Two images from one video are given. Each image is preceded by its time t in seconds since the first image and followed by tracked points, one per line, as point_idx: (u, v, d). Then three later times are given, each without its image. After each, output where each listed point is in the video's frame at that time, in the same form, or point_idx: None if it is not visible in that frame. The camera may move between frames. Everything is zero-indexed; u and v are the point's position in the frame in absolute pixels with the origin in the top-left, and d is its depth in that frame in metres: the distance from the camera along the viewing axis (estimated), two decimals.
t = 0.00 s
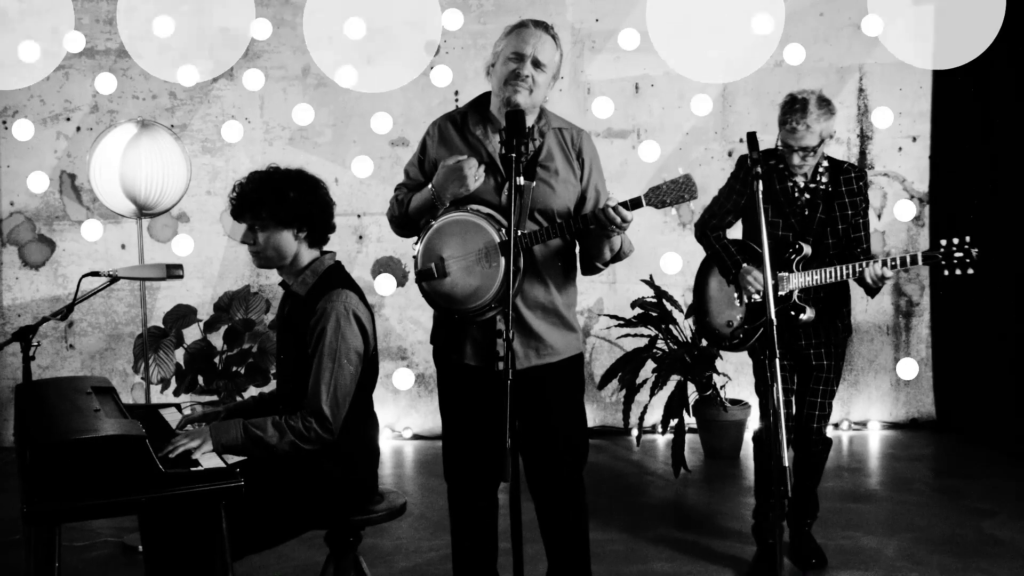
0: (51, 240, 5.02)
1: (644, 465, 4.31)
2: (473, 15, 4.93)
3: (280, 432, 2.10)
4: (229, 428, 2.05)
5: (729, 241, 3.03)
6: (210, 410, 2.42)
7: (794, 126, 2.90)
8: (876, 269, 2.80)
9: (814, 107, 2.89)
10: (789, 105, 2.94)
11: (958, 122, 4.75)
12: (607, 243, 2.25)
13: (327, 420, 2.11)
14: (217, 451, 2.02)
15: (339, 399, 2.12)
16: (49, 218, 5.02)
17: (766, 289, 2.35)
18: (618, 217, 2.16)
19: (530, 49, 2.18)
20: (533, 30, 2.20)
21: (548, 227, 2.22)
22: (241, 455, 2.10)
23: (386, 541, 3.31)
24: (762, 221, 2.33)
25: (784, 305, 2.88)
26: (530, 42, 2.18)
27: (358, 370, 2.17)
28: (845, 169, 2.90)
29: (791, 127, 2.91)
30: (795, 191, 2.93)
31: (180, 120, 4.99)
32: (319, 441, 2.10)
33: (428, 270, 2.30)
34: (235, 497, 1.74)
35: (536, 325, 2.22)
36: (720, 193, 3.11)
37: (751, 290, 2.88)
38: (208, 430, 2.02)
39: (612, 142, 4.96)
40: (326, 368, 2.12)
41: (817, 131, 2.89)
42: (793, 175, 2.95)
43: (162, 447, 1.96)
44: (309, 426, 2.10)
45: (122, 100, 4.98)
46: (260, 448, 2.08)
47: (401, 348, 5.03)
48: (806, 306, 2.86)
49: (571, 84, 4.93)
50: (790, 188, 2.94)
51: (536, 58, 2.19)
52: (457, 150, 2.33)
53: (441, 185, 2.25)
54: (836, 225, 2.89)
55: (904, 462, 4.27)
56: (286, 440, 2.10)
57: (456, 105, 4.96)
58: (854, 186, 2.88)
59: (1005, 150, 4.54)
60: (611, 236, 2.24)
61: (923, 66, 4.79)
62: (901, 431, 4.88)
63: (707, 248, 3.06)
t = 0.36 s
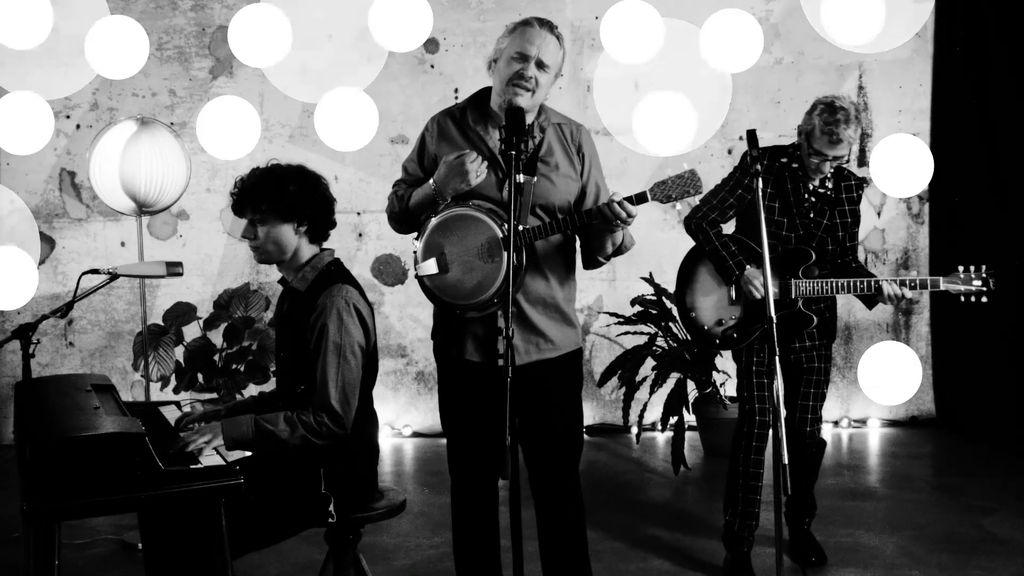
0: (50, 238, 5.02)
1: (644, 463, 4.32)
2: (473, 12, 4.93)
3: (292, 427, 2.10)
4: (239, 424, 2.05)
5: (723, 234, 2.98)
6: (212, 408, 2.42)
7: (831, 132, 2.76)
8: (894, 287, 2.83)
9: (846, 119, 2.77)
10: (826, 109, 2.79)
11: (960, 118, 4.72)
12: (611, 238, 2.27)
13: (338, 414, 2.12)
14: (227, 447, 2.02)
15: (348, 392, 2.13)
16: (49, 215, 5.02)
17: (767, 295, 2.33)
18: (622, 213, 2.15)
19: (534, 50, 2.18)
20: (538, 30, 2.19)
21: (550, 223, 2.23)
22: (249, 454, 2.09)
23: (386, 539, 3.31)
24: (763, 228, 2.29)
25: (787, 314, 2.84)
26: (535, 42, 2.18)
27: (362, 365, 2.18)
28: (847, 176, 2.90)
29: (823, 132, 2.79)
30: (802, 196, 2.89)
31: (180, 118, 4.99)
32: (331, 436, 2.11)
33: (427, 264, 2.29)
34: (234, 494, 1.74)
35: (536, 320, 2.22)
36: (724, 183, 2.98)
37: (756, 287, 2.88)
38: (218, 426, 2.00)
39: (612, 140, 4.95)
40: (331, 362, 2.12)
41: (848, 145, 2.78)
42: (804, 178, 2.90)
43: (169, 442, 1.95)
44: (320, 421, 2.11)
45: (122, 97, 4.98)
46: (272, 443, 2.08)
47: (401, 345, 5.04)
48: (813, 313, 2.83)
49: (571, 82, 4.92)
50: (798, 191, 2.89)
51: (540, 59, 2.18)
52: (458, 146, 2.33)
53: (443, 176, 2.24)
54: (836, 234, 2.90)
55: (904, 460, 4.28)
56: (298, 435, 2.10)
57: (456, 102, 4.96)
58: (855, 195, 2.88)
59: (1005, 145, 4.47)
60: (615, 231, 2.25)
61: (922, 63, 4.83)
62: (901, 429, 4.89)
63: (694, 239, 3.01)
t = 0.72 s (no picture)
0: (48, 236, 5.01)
1: (641, 461, 4.32)
2: (471, 11, 4.92)
3: (292, 424, 2.11)
4: (240, 424, 2.05)
5: (712, 228, 2.95)
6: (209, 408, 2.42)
7: (840, 136, 2.76)
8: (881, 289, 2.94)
9: (849, 120, 2.75)
10: (836, 112, 2.76)
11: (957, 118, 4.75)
12: (612, 236, 2.27)
13: (338, 408, 2.12)
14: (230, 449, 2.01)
15: (347, 386, 2.13)
16: (46, 214, 5.01)
17: (766, 297, 2.38)
18: (627, 210, 2.15)
19: (535, 61, 2.17)
20: (540, 39, 2.19)
21: (551, 223, 2.24)
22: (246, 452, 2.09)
23: (383, 537, 3.31)
24: (762, 236, 2.36)
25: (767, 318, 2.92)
26: (536, 53, 2.18)
27: (357, 359, 2.18)
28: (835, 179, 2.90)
29: (829, 135, 2.78)
30: (792, 191, 2.89)
31: (177, 116, 4.98)
32: (332, 430, 2.12)
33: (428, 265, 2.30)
34: (229, 493, 1.75)
35: (538, 320, 2.22)
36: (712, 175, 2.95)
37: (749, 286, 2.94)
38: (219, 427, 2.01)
39: (609, 138, 4.95)
40: (327, 356, 2.13)
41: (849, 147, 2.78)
42: (794, 172, 2.90)
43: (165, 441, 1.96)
44: (320, 415, 2.11)
45: (119, 96, 4.98)
46: (273, 441, 2.09)
47: (398, 343, 5.04)
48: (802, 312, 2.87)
49: (568, 81, 4.91)
50: (788, 185, 2.89)
51: (540, 70, 2.19)
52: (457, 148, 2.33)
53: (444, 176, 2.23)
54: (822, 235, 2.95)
55: (901, 458, 4.29)
56: (299, 432, 2.11)
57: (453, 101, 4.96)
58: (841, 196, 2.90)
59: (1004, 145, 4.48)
60: (617, 229, 2.25)
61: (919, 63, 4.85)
62: (898, 427, 4.90)
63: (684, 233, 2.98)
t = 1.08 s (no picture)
0: (52, 235, 5.02)
1: (645, 460, 4.32)
2: (475, 10, 4.92)
3: (288, 416, 2.11)
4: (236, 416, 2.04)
5: (699, 230, 2.90)
6: (212, 407, 2.41)
7: (841, 135, 2.75)
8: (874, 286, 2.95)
9: (844, 120, 2.75)
10: (834, 112, 2.74)
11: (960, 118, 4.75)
12: (616, 231, 2.26)
13: (334, 403, 2.12)
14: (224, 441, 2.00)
15: (345, 381, 2.13)
16: (51, 213, 5.02)
17: (768, 301, 2.38)
18: (630, 204, 2.15)
19: (535, 59, 2.16)
20: (540, 37, 2.17)
21: (555, 217, 2.22)
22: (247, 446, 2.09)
23: (387, 536, 3.31)
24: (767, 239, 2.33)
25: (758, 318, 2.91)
26: (536, 51, 2.16)
27: (359, 353, 2.18)
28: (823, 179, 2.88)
29: (829, 135, 2.76)
30: (780, 189, 2.87)
31: (181, 115, 4.98)
32: (329, 424, 2.11)
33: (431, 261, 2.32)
34: (235, 492, 1.74)
35: (542, 315, 2.22)
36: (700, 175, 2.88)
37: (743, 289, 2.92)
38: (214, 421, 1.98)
39: (614, 137, 4.94)
40: (328, 349, 2.13)
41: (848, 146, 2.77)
42: (783, 171, 2.87)
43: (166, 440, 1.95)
44: (317, 410, 2.11)
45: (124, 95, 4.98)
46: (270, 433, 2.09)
47: (403, 342, 5.04)
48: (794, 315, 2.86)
49: (572, 80, 4.92)
50: (776, 183, 2.87)
51: (541, 68, 2.17)
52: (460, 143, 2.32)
53: (461, 150, 2.23)
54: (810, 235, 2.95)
55: (906, 457, 4.27)
56: (295, 423, 2.10)
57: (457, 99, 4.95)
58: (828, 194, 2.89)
59: (1005, 142, 4.51)
60: (620, 223, 2.24)
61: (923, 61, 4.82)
62: (903, 426, 4.89)
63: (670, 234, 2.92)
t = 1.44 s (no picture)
0: (54, 232, 5.02)
1: (647, 457, 4.31)
2: (476, 6, 4.91)
3: (286, 415, 2.11)
4: (235, 420, 2.02)
5: (686, 241, 2.97)
6: (214, 405, 2.41)
7: (831, 132, 2.75)
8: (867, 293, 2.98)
9: (830, 119, 2.75)
10: (820, 109, 2.75)
11: (961, 113, 4.71)
12: (617, 225, 2.26)
13: (334, 400, 2.12)
14: (225, 443, 1.98)
15: (347, 379, 2.13)
16: (52, 209, 5.02)
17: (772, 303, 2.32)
18: (630, 199, 2.13)
19: (533, 56, 2.16)
20: (539, 34, 2.17)
21: (556, 212, 2.24)
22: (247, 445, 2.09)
23: (388, 533, 3.31)
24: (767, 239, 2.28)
25: (748, 327, 2.89)
26: (535, 48, 2.16)
27: (360, 351, 2.18)
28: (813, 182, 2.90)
29: (819, 134, 2.76)
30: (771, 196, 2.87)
31: (183, 111, 4.98)
32: (328, 422, 2.11)
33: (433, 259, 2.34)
34: (237, 489, 1.74)
35: (545, 312, 2.22)
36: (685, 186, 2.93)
37: (733, 300, 2.96)
38: (213, 423, 1.96)
39: (615, 134, 4.94)
40: (330, 347, 2.12)
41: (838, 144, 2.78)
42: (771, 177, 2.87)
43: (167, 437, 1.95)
44: (316, 407, 2.11)
45: (125, 92, 4.98)
46: (267, 434, 2.09)
47: (404, 339, 5.04)
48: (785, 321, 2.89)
49: (573, 76, 4.91)
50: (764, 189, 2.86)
51: (540, 64, 2.17)
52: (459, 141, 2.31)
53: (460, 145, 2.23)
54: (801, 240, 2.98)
55: (907, 454, 4.27)
56: (293, 424, 2.11)
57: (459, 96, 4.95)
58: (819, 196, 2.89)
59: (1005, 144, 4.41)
60: (622, 218, 2.24)
61: (926, 57, 4.81)
62: (904, 423, 4.88)
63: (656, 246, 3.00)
